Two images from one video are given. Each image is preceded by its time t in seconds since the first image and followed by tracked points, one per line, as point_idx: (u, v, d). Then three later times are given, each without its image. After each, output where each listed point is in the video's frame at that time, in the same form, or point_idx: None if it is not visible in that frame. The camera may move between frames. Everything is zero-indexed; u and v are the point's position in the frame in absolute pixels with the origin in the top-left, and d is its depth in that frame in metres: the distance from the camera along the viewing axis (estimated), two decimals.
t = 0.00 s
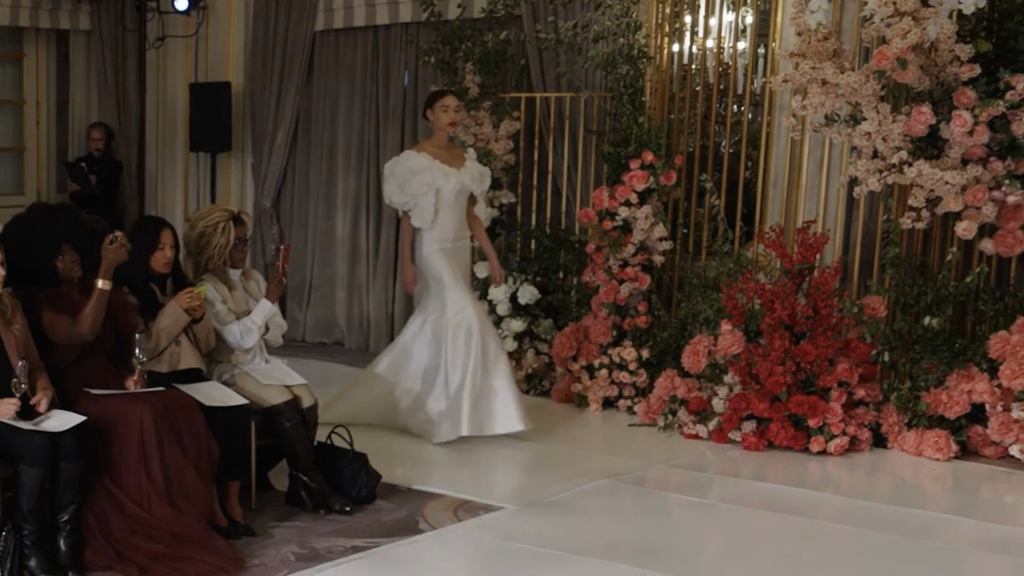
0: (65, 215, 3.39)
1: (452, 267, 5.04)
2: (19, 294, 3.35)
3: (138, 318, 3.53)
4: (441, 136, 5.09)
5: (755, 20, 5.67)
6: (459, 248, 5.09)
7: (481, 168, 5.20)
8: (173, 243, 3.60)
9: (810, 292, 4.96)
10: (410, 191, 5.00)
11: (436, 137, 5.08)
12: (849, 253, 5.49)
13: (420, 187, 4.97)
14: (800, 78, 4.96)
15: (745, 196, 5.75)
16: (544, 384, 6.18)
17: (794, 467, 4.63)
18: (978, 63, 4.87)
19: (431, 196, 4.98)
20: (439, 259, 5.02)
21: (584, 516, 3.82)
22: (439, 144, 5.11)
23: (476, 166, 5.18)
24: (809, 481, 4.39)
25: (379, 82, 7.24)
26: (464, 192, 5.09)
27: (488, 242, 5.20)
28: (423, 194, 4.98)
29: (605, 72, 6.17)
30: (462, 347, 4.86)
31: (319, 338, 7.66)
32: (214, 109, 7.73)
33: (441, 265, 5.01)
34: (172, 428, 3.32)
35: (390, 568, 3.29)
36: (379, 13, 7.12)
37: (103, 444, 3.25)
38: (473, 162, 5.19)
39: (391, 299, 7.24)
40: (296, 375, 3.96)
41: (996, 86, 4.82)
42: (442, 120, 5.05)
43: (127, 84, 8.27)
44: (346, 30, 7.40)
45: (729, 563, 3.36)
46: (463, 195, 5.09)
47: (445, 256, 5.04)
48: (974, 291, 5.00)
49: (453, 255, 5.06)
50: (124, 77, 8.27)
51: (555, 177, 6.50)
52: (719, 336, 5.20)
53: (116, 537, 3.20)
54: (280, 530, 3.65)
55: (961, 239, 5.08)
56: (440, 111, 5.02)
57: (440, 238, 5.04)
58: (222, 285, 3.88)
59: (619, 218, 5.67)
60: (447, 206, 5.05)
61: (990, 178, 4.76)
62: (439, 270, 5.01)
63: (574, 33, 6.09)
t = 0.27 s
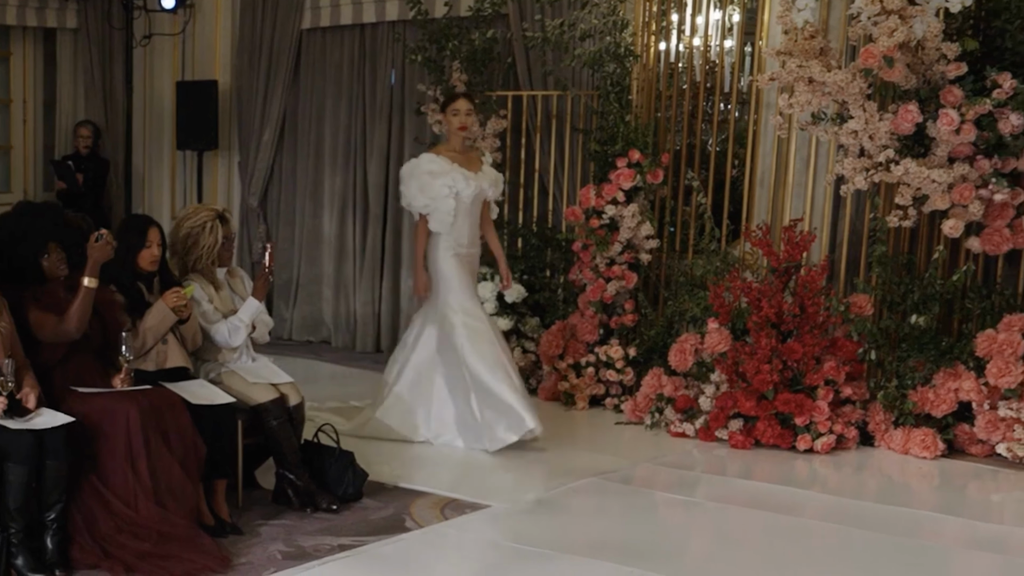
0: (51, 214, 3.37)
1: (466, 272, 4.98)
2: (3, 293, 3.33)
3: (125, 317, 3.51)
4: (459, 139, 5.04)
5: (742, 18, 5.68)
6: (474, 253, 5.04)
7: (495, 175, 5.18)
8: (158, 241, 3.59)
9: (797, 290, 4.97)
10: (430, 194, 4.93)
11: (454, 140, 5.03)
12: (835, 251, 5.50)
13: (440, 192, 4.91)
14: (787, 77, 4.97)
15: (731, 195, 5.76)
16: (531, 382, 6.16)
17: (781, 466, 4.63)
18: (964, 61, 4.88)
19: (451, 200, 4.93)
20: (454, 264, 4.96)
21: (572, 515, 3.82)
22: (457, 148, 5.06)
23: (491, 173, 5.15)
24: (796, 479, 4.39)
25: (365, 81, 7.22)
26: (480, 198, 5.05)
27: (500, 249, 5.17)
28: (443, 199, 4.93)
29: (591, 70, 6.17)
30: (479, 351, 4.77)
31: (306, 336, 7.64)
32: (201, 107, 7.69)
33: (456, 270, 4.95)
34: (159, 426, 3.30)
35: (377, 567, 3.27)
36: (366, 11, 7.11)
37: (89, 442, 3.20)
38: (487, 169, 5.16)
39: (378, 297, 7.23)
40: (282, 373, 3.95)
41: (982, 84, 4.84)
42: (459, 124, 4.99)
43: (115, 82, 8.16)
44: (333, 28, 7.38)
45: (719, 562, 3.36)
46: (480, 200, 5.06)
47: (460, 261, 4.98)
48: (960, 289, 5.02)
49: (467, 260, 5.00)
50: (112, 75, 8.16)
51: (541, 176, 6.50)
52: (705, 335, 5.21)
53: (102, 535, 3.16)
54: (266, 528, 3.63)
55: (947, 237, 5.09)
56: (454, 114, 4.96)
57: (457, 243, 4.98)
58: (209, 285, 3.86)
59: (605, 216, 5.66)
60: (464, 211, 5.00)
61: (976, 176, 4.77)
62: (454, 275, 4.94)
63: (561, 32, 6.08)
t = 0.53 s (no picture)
0: (36, 211, 3.37)
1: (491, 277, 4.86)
2: None
3: (113, 315, 3.48)
4: (481, 142, 4.92)
5: (730, 16, 5.69)
6: (500, 256, 4.92)
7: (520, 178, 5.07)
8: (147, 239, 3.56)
9: (785, 288, 4.98)
10: (456, 197, 4.81)
11: (475, 143, 4.91)
12: (823, 250, 5.51)
13: (467, 194, 4.80)
14: (775, 75, 4.98)
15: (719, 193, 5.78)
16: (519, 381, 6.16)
17: (769, 464, 4.64)
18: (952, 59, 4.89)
19: (478, 203, 4.81)
20: (481, 267, 4.84)
21: (560, 514, 3.81)
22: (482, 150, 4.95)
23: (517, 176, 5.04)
24: (784, 477, 4.40)
25: (353, 79, 7.20)
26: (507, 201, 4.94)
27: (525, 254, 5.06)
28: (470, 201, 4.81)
29: (579, 69, 6.17)
30: (497, 358, 4.66)
31: (294, 335, 7.62)
32: (189, 105, 7.66)
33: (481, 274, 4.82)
34: (147, 425, 3.29)
35: (365, 566, 3.26)
36: (354, 9, 7.09)
37: (78, 441, 3.19)
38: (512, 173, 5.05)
39: (366, 296, 7.21)
40: (270, 372, 3.95)
41: (969, 83, 4.86)
42: (479, 126, 4.87)
43: (103, 81, 8.13)
44: (321, 26, 7.36)
45: (708, 560, 3.36)
46: (506, 202, 4.94)
47: (488, 264, 4.86)
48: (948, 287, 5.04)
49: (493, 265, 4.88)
50: (100, 73, 8.13)
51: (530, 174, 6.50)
52: (694, 333, 5.21)
53: (90, 534, 3.14)
54: (254, 527, 3.62)
55: (935, 236, 5.11)
56: (471, 116, 4.85)
57: (485, 246, 4.86)
58: (196, 284, 3.85)
59: (594, 215, 5.65)
60: (490, 214, 4.88)
61: (964, 175, 4.78)
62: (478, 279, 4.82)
63: (549, 30, 6.06)
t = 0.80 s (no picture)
0: (23, 209, 3.36)
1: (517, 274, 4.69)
2: None
3: (101, 314, 3.47)
4: (509, 134, 4.75)
5: (718, 15, 5.70)
6: (526, 252, 4.74)
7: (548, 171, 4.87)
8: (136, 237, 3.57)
9: (773, 287, 4.99)
10: (485, 190, 4.60)
11: (503, 135, 4.74)
12: (811, 249, 5.53)
13: (496, 187, 4.59)
14: (763, 73, 4.98)
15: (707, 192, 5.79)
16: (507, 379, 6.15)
17: (758, 463, 4.64)
18: (940, 58, 4.91)
19: (507, 196, 4.60)
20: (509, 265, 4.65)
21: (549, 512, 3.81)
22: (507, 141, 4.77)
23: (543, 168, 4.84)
24: (772, 476, 4.41)
25: (341, 78, 7.18)
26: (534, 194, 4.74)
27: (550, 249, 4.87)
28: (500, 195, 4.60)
29: (568, 67, 6.17)
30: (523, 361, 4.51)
31: (282, 333, 7.61)
32: (177, 103, 7.63)
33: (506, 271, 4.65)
34: (135, 423, 3.26)
35: (353, 565, 3.26)
36: (342, 8, 7.08)
37: (65, 440, 3.16)
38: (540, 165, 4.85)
39: (354, 294, 7.20)
40: (258, 370, 3.93)
41: (957, 82, 4.87)
42: (508, 117, 4.70)
43: (90, 79, 8.09)
44: (309, 25, 7.35)
45: (697, 559, 3.36)
46: (534, 196, 4.77)
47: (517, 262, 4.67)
48: (936, 286, 5.05)
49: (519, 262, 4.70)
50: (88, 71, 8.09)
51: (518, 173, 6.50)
52: (681, 332, 5.22)
53: (78, 532, 3.13)
54: (242, 525, 3.61)
55: (923, 234, 5.13)
56: (499, 108, 4.69)
57: (513, 242, 4.67)
58: (185, 284, 3.84)
59: (582, 213, 5.63)
60: (517, 208, 4.68)
61: (952, 173, 4.80)
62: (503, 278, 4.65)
63: (536, 28, 5.97)
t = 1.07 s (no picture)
0: (16, 208, 3.30)
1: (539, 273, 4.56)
2: None
3: (94, 314, 3.47)
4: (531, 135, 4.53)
5: (710, 14, 5.71)
6: (547, 252, 4.59)
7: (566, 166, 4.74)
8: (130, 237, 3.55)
9: (765, 286, 4.99)
10: (496, 190, 4.45)
11: (524, 136, 4.52)
12: (803, 248, 5.53)
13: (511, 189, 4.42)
14: (755, 73, 4.98)
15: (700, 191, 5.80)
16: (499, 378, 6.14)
17: (750, 462, 4.64)
18: (933, 58, 4.91)
19: (517, 199, 4.44)
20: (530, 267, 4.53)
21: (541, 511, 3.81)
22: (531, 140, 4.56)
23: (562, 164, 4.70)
24: (765, 475, 4.41)
25: (333, 77, 7.17)
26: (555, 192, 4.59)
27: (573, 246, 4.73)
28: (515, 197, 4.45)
29: (559, 66, 6.16)
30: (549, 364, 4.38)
31: (274, 333, 7.59)
32: (168, 102, 7.61)
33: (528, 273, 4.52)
34: (128, 423, 3.25)
35: (345, 564, 3.25)
36: (334, 7, 7.07)
37: (58, 439, 3.16)
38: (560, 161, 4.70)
39: (346, 293, 7.18)
40: (250, 369, 3.92)
41: (949, 81, 4.87)
42: (531, 118, 4.48)
43: (81, 78, 8.06)
44: (300, 24, 7.33)
45: (690, 558, 3.35)
46: (552, 198, 4.57)
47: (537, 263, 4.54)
48: (928, 285, 5.06)
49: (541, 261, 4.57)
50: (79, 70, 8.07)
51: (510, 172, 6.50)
52: (673, 331, 5.21)
53: (71, 531, 3.12)
54: (234, 524, 3.59)
55: (915, 233, 5.14)
56: (521, 108, 4.48)
57: (528, 243, 4.53)
58: (176, 283, 3.83)
59: (574, 212, 5.62)
60: (532, 210, 4.52)
61: (944, 172, 4.81)
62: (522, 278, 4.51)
63: (529, 28, 6.02)
